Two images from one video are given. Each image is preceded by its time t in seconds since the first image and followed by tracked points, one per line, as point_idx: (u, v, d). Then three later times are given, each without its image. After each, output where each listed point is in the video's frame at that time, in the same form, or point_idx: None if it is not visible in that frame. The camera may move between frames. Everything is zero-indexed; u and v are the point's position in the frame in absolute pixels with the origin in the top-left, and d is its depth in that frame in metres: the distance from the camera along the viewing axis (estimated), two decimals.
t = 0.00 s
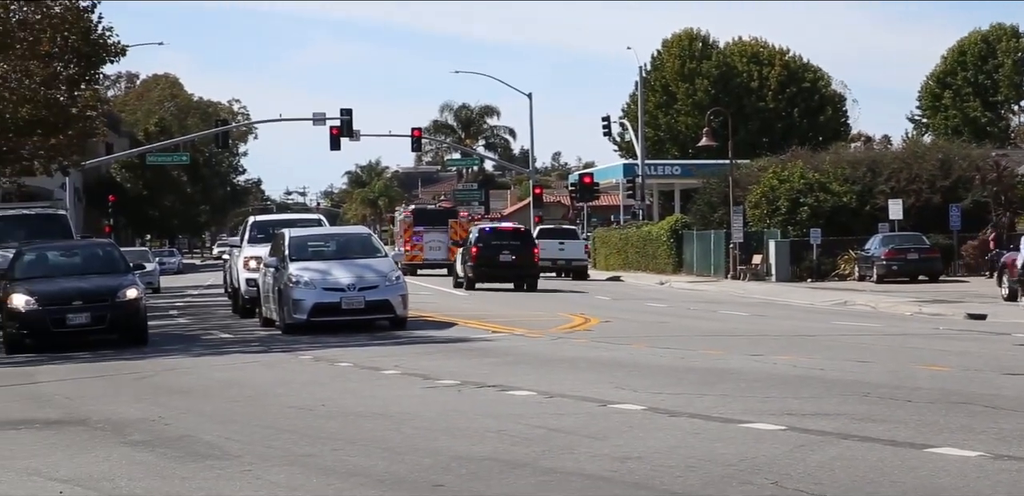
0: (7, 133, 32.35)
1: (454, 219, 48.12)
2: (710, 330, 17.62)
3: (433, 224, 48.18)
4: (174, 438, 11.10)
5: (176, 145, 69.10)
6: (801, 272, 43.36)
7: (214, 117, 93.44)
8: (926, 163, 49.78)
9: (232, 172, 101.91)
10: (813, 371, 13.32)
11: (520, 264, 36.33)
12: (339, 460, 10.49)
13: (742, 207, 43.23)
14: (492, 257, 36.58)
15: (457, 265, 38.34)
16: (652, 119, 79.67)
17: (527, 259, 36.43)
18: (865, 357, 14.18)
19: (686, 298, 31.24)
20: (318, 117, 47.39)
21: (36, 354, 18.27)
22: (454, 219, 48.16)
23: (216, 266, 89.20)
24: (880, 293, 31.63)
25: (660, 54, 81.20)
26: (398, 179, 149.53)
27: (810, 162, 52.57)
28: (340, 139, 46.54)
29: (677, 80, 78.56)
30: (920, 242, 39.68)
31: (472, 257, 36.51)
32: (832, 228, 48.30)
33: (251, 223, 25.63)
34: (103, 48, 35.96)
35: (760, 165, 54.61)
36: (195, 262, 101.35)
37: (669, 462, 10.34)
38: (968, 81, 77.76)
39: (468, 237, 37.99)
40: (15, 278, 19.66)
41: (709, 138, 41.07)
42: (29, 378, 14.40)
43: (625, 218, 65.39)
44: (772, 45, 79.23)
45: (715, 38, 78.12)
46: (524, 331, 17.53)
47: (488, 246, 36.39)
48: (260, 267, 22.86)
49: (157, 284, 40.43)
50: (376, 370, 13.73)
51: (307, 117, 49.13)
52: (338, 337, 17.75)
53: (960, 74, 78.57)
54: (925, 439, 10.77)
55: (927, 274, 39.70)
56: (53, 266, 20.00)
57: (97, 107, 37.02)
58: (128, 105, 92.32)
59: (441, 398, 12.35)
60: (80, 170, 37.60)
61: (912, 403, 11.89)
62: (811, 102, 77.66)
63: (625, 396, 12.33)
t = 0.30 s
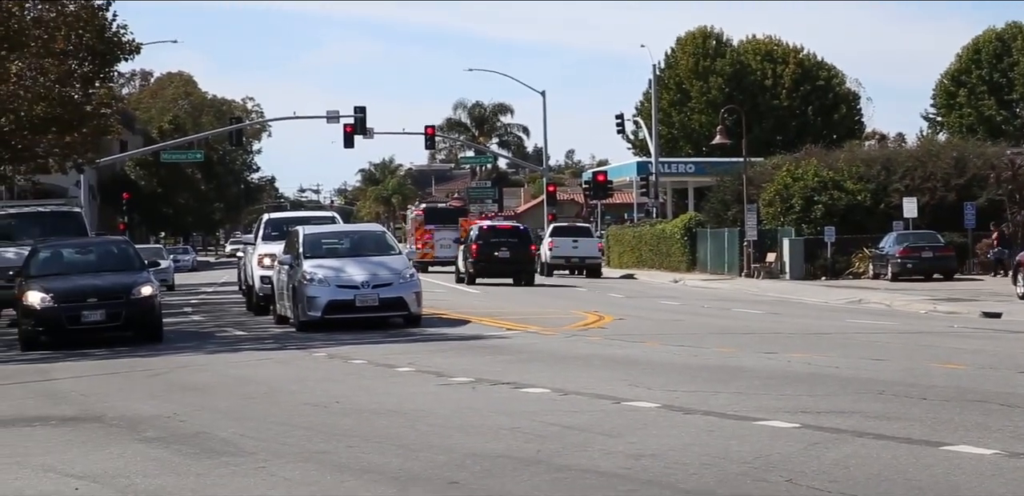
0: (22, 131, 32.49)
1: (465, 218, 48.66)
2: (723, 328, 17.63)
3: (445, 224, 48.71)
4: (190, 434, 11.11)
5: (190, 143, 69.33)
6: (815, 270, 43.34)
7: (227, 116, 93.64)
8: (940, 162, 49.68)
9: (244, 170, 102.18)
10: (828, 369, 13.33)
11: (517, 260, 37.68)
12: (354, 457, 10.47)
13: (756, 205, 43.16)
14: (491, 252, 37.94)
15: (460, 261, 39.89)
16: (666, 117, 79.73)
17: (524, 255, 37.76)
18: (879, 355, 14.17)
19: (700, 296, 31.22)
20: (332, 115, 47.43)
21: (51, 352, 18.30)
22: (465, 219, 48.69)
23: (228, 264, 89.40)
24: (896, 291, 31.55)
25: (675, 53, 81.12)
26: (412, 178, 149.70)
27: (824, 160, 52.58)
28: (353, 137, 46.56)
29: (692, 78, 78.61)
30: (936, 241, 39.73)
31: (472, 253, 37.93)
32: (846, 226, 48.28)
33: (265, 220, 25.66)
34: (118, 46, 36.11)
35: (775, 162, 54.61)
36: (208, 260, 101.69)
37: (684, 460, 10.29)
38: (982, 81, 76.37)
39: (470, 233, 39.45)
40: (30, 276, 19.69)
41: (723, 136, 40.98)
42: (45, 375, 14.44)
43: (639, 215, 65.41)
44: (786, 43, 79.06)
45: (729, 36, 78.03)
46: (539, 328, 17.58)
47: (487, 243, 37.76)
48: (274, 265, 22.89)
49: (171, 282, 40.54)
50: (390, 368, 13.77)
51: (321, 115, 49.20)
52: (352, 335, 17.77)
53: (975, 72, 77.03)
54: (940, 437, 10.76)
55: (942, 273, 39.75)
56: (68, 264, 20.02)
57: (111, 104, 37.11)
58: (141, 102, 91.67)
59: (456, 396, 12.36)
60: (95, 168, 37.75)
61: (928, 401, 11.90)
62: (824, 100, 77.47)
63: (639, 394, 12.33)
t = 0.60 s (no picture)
0: (32, 129, 32.58)
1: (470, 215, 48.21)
2: (731, 323, 17.65)
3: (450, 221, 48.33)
4: (199, 431, 11.13)
5: (200, 140, 69.48)
6: (824, 265, 43.23)
7: (236, 112, 93.84)
8: (948, 155, 49.34)
9: (254, 166, 102.44)
10: (837, 363, 13.33)
11: (512, 255, 40.47)
12: (363, 454, 10.48)
13: (764, 200, 43.13)
14: (487, 248, 40.63)
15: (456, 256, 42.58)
16: (674, 112, 79.42)
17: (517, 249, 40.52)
18: (888, 349, 14.17)
19: (708, 291, 31.26)
20: (340, 112, 47.48)
21: (60, 350, 18.36)
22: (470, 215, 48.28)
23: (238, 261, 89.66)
24: (905, 286, 31.56)
25: (682, 48, 80.74)
26: (421, 173, 149.86)
27: (832, 155, 52.63)
28: (362, 134, 46.56)
29: (700, 73, 78.22)
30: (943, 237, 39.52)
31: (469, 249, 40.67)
32: (854, 221, 48.24)
33: (273, 217, 25.71)
34: (125, 44, 36.19)
35: (783, 156, 54.58)
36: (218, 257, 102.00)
37: (693, 456, 10.28)
38: (990, 74, 76.24)
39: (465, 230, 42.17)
40: (40, 273, 19.74)
41: (730, 131, 40.96)
42: (54, 373, 14.48)
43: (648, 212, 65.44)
44: (793, 37, 78.87)
45: (737, 31, 78.03)
46: (546, 324, 17.60)
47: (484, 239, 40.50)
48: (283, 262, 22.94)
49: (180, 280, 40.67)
50: (398, 363, 13.80)
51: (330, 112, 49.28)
52: (361, 331, 17.80)
53: (983, 66, 76.83)
54: (950, 431, 10.72)
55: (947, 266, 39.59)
56: (77, 262, 20.07)
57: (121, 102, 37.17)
58: (151, 100, 91.88)
59: (464, 392, 12.37)
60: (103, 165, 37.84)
61: (937, 395, 11.88)
62: (833, 94, 77.34)
63: (648, 390, 12.34)
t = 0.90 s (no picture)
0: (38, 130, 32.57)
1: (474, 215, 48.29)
2: (737, 323, 17.65)
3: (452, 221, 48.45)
4: (205, 432, 11.13)
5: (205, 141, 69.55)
6: (829, 264, 43.24)
7: (241, 112, 93.90)
8: (954, 155, 49.33)
9: (259, 166, 102.55)
10: (844, 363, 13.32)
11: (505, 253, 41.23)
12: (369, 454, 10.48)
13: (769, 199, 43.10)
14: (482, 246, 41.37)
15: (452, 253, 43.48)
16: (679, 112, 79.85)
17: (511, 248, 41.29)
18: (895, 349, 14.15)
19: (713, 291, 31.27)
20: (345, 112, 47.48)
21: (66, 351, 18.36)
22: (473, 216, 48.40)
23: (242, 260, 89.75)
24: (910, 286, 31.54)
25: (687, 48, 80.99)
26: (427, 173, 149.92)
27: (837, 155, 52.65)
28: (366, 133, 46.57)
29: (705, 72, 78.48)
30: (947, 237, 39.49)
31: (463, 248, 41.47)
32: (860, 221, 48.26)
33: (278, 218, 25.72)
34: (131, 44, 36.21)
35: (789, 155, 54.59)
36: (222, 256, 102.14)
37: (699, 455, 10.27)
38: (996, 73, 76.12)
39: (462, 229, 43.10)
40: (46, 273, 19.75)
41: (734, 130, 40.97)
42: (60, 373, 14.48)
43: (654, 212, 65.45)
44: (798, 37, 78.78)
45: (742, 31, 78.05)
46: (552, 324, 17.61)
47: (479, 239, 41.27)
48: (289, 263, 22.94)
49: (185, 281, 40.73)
50: (405, 364, 13.81)
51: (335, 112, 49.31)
52: (366, 331, 17.81)
53: (989, 65, 76.71)
54: (956, 431, 10.71)
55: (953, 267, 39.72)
56: (83, 261, 20.06)
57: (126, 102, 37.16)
58: (156, 100, 91.98)
59: (471, 393, 12.37)
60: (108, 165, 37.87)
61: (943, 395, 11.86)
62: (838, 94, 77.25)
63: (655, 390, 12.34)
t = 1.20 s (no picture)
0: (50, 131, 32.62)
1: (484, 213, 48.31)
2: (747, 321, 17.63)
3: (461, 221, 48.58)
4: (217, 431, 11.14)
5: (215, 142, 69.71)
6: (839, 262, 43.18)
7: (252, 112, 94.09)
8: (965, 153, 49.22)
9: (268, 167, 102.74)
10: (855, 362, 13.29)
11: (505, 252, 41.32)
12: (381, 452, 10.48)
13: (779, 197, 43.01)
14: (483, 245, 41.46)
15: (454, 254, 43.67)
16: (689, 110, 79.93)
17: (511, 248, 41.41)
18: (907, 347, 14.12)
19: (723, 290, 31.24)
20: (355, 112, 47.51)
21: (77, 351, 18.40)
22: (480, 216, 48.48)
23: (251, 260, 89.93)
24: (921, 283, 31.49)
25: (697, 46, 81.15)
26: (437, 173, 150.01)
27: (847, 153, 52.62)
28: (376, 134, 46.61)
29: (715, 70, 78.51)
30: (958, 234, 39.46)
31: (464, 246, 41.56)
32: (870, 218, 48.21)
33: (288, 217, 25.75)
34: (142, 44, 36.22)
35: (798, 153, 54.51)
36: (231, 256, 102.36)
37: (711, 453, 10.26)
38: (1007, 71, 75.95)
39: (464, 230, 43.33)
40: (57, 273, 19.80)
41: (745, 129, 40.93)
42: (72, 373, 14.52)
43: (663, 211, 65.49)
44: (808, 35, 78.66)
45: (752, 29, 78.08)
46: (563, 323, 17.61)
47: (479, 237, 41.38)
48: (299, 263, 22.95)
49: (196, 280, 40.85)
50: (416, 363, 13.81)
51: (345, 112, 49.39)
52: (377, 330, 17.82)
53: (999, 62, 76.53)
54: (968, 429, 10.69)
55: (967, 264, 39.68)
56: (94, 262, 20.10)
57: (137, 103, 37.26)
58: (166, 100, 92.21)
59: (482, 392, 12.36)
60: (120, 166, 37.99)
61: (955, 393, 11.84)
62: (848, 92, 77.04)
63: (667, 388, 12.33)
